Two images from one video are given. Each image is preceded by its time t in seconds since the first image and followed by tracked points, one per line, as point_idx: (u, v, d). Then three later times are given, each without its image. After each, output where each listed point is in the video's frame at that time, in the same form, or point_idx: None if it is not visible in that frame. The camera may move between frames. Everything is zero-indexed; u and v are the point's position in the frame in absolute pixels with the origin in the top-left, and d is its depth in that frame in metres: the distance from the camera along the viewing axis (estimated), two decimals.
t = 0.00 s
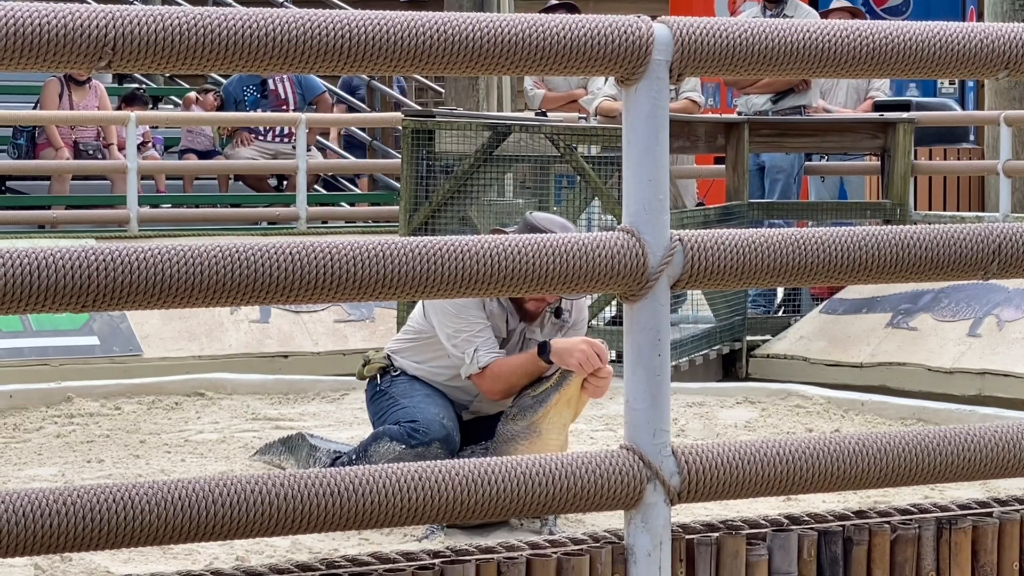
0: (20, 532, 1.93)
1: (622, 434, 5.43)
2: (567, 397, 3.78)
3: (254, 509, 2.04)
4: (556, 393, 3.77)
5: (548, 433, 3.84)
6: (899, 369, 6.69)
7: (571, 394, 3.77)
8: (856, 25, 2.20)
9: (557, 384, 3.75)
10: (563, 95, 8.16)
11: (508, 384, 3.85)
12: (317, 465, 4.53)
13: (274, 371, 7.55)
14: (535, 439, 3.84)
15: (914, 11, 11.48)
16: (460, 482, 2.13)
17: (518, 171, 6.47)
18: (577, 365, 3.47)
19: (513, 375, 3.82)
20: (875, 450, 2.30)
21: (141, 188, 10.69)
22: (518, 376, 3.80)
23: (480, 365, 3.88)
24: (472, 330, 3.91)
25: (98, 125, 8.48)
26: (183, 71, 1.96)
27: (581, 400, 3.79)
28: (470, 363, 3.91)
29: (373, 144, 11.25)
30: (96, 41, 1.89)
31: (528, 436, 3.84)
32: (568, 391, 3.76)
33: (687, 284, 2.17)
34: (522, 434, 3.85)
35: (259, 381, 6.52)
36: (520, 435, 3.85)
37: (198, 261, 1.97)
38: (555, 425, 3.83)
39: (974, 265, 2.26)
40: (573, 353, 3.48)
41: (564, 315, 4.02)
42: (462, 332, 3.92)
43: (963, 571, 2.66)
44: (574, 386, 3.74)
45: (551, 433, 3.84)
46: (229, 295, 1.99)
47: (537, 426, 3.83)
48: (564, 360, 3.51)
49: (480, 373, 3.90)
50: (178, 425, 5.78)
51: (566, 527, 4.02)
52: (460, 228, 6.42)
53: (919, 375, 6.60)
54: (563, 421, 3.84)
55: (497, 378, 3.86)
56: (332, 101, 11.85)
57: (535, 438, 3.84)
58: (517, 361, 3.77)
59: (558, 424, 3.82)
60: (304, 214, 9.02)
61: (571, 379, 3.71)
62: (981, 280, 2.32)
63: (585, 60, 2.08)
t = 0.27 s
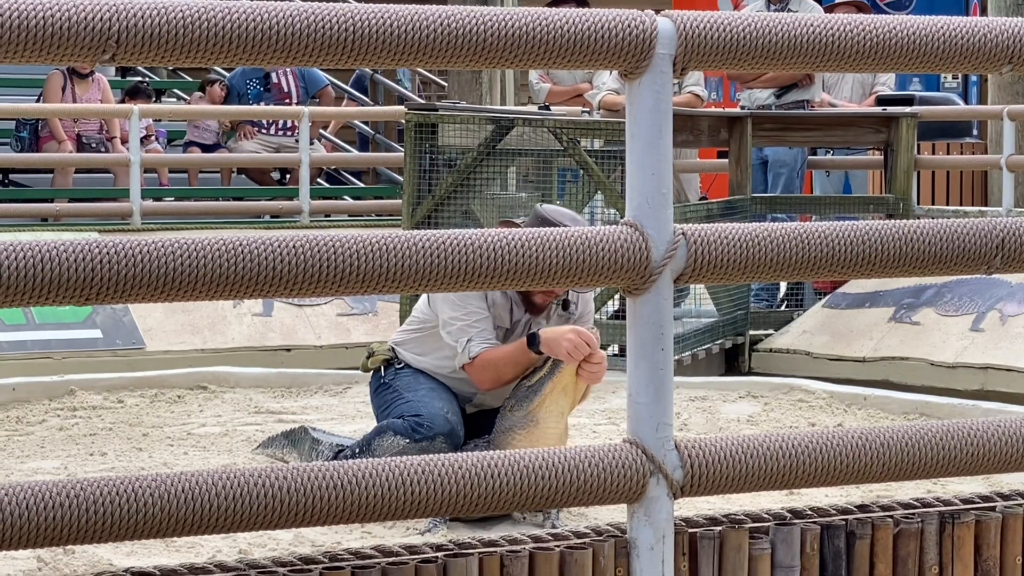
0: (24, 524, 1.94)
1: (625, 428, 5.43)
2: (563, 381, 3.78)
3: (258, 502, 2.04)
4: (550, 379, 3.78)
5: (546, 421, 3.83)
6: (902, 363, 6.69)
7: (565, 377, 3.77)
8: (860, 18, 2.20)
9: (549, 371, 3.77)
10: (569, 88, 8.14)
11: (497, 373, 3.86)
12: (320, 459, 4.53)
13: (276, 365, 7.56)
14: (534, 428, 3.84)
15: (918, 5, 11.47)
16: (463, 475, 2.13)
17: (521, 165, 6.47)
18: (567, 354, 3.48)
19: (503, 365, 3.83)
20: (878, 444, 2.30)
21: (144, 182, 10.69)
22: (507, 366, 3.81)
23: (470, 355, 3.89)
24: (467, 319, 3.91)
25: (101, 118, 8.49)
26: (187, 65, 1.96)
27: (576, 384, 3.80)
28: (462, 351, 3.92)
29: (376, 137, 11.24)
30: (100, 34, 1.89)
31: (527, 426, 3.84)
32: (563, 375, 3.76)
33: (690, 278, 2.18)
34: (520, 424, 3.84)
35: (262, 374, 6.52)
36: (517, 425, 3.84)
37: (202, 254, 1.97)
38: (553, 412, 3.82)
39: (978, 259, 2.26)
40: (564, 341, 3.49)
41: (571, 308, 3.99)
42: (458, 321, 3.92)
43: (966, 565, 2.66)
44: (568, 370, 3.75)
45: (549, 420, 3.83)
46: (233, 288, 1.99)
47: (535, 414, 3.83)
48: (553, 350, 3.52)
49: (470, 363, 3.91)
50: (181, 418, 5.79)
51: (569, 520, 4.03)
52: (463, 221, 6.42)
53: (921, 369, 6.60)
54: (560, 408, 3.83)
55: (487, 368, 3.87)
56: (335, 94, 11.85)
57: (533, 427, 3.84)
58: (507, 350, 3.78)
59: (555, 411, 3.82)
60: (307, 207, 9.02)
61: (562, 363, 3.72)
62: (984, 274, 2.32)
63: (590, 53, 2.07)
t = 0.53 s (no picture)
0: (27, 516, 1.94)
1: (628, 422, 5.43)
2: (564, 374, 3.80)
3: (261, 494, 2.04)
4: (551, 374, 3.81)
5: (546, 415, 3.82)
6: (905, 358, 6.68)
7: (566, 369, 3.79)
8: (865, 11, 2.20)
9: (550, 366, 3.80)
10: (577, 83, 8.19)
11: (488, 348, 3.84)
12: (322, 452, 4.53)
13: (280, 359, 7.56)
14: (534, 421, 3.83)
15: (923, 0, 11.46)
16: (467, 468, 2.13)
17: (525, 159, 6.47)
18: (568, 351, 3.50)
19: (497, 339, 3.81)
20: (882, 438, 2.30)
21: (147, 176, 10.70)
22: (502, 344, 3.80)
23: (464, 319, 3.86)
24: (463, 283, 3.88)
25: (104, 112, 8.49)
26: (191, 56, 1.96)
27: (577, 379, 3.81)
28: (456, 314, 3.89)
29: (380, 131, 11.24)
30: (104, 25, 1.89)
31: (527, 419, 3.83)
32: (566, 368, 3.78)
33: (694, 271, 2.17)
34: (521, 418, 3.84)
35: (265, 368, 6.52)
36: (518, 419, 3.83)
37: (206, 245, 1.97)
38: (553, 405, 3.82)
39: (982, 252, 2.26)
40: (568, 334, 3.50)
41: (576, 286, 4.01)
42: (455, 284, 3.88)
43: (970, 559, 2.66)
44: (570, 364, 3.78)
45: (550, 413, 3.82)
46: (236, 280, 1.99)
47: (535, 407, 3.82)
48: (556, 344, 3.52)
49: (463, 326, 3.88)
50: (184, 412, 5.79)
51: (572, 514, 4.03)
52: (467, 215, 6.42)
53: (925, 364, 6.60)
54: (561, 402, 3.83)
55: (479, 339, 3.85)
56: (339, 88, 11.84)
57: (534, 421, 3.83)
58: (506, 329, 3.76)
59: (555, 405, 3.82)
60: (311, 201, 9.02)
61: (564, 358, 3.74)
62: (989, 268, 2.32)
63: (594, 46, 2.07)
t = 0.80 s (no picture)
0: (31, 509, 1.94)
1: (632, 418, 5.44)
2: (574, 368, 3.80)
3: (265, 488, 2.04)
4: (562, 368, 3.81)
5: (555, 409, 3.83)
6: (909, 354, 6.67)
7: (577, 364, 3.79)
8: (870, 5, 2.19)
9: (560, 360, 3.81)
10: (583, 77, 8.13)
11: (494, 326, 3.75)
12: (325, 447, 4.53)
13: (284, 354, 7.56)
14: (542, 415, 3.84)
15: None
16: (470, 462, 2.13)
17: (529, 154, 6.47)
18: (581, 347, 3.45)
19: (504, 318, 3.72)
20: (885, 433, 2.30)
21: (151, 171, 10.70)
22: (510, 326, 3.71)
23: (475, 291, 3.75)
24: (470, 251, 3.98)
25: (108, 107, 8.48)
26: (195, 50, 1.96)
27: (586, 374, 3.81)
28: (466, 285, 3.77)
29: (384, 127, 11.23)
30: (108, 19, 1.89)
31: (534, 413, 3.84)
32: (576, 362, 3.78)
33: (698, 266, 2.17)
34: (528, 411, 3.84)
35: (269, 363, 6.53)
36: (526, 412, 3.84)
37: (209, 239, 1.97)
38: (562, 400, 3.83)
39: (986, 248, 2.26)
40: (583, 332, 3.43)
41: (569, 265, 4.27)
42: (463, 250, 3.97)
43: (973, 555, 2.66)
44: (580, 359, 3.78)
45: (558, 408, 3.83)
46: (239, 274, 1.99)
47: (543, 401, 3.83)
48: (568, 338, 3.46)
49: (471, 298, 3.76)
50: (187, 407, 5.79)
51: (575, 509, 4.03)
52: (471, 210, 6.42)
53: (928, 360, 6.59)
54: (569, 397, 3.84)
55: (486, 315, 3.75)
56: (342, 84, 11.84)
57: (541, 415, 3.84)
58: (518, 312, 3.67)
59: (563, 399, 3.83)
60: (314, 196, 9.01)
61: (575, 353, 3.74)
62: (993, 263, 2.32)
63: (597, 40, 2.07)
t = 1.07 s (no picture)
0: (33, 506, 1.94)
1: (634, 414, 5.44)
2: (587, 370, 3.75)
3: (267, 485, 2.04)
4: (576, 369, 3.76)
5: (563, 409, 3.84)
6: (912, 351, 6.67)
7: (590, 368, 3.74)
8: (874, 3, 2.19)
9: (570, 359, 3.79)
10: (589, 73, 8.13)
11: (507, 313, 3.68)
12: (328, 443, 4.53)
13: (288, 350, 7.57)
14: (550, 414, 3.85)
15: None
16: (473, 459, 2.13)
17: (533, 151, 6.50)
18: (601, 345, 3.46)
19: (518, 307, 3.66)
20: (888, 431, 2.30)
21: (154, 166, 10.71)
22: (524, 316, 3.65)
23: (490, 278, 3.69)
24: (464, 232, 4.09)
25: (112, 103, 8.48)
26: (199, 47, 1.96)
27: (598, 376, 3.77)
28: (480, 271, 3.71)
29: (387, 123, 11.24)
30: (112, 15, 1.89)
31: (543, 411, 3.86)
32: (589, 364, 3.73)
33: (701, 263, 2.17)
34: (539, 408, 3.86)
35: (272, 359, 6.54)
36: (537, 409, 3.86)
37: (213, 236, 1.98)
38: (572, 400, 3.82)
39: (989, 246, 2.26)
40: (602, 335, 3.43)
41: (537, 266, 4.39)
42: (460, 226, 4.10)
43: (974, 553, 2.66)
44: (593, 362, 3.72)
45: (566, 408, 3.83)
46: (243, 271, 1.99)
47: (553, 401, 3.84)
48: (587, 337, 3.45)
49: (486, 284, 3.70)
50: (191, 403, 5.80)
51: (577, 506, 4.03)
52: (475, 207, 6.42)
53: (931, 357, 6.59)
54: (578, 398, 3.83)
55: (499, 301, 3.69)
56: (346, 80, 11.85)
57: (550, 414, 3.85)
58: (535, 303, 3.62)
59: (574, 400, 3.82)
60: (317, 192, 9.02)
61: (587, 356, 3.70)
62: (997, 261, 2.32)
63: (602, 38, 2.07)
